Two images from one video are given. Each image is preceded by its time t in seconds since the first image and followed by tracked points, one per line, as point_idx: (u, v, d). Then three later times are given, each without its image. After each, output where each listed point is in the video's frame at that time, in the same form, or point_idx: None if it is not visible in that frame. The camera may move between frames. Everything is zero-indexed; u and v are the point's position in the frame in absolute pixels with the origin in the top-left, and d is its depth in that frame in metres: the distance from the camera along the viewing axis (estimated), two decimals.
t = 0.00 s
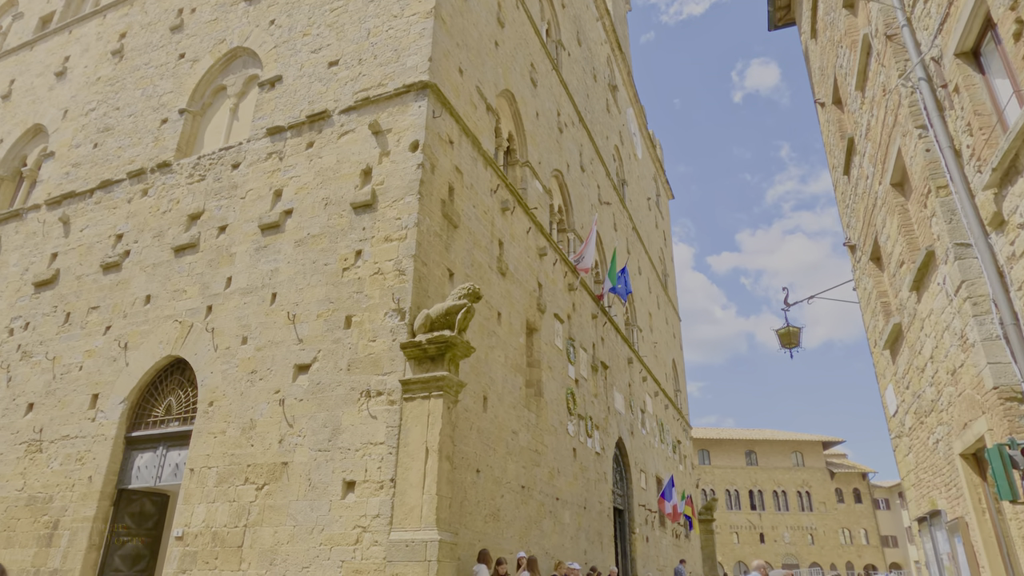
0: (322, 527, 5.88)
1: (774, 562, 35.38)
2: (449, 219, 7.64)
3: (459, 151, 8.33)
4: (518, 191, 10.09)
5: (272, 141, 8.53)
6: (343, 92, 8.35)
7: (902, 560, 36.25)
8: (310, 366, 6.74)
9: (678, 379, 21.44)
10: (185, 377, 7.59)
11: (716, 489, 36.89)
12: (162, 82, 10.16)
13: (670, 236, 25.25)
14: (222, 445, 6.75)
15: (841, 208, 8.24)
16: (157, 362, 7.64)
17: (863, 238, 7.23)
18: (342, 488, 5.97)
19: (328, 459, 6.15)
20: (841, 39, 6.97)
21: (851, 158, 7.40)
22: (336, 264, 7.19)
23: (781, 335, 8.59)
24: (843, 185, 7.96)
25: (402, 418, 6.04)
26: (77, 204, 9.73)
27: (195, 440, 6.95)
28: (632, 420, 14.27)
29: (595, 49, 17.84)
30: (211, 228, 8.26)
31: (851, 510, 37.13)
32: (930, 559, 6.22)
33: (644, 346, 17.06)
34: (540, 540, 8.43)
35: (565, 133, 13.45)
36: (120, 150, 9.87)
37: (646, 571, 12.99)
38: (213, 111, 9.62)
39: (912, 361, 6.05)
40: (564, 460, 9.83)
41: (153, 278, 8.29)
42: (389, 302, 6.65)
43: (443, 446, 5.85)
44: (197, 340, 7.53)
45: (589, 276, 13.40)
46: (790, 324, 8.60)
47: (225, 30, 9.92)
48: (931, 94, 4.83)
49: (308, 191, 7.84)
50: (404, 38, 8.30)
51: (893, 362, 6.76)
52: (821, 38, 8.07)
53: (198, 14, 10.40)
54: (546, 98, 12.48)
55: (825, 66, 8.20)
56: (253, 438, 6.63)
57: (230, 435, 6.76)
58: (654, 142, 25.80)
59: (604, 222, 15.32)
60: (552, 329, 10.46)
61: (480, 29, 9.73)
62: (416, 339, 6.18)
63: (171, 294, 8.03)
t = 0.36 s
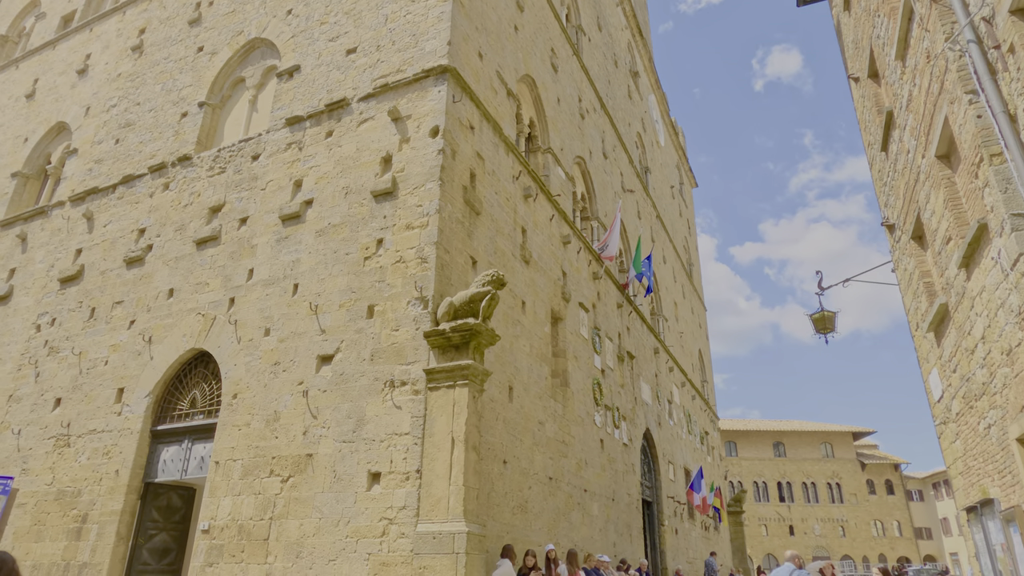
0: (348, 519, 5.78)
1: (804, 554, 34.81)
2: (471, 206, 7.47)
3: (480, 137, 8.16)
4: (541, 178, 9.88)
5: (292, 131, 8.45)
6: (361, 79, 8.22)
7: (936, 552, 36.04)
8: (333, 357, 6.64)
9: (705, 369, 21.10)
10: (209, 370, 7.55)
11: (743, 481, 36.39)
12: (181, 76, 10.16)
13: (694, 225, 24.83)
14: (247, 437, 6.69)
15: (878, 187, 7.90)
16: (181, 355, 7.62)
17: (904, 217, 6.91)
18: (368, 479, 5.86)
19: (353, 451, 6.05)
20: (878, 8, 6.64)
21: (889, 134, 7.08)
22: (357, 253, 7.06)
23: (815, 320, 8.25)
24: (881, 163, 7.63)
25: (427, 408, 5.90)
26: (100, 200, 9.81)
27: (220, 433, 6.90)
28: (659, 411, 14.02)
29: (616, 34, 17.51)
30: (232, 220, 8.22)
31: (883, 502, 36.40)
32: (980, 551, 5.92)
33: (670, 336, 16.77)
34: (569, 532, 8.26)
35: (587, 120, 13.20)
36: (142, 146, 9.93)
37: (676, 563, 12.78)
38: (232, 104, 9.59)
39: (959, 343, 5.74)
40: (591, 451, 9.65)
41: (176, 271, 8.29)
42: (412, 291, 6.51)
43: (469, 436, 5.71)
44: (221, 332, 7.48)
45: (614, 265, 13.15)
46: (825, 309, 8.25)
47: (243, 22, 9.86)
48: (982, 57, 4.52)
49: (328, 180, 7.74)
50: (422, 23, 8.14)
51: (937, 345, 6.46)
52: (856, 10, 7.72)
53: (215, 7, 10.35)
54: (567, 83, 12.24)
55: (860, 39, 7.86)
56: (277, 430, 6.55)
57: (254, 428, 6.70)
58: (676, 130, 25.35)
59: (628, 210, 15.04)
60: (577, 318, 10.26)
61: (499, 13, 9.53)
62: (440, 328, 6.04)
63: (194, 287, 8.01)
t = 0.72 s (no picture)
0: (370, 510, 5.65)
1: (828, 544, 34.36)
2: (491, 189, 7.27)
3: (499, 119, 7.94)
4: (561, 161, 9.64)
5: (307, 117, 8.30)
6: (376, 62, 8.04)
7: (965, 541, 35.44)
8: (353, 345, 6.49)
9: (727, 357, 20.76)
10: (228, 360, 7.45)
11: (766, 470, 35.95)
12: (195, 65, 10.06)
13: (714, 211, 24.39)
14: (267, 428, 6.58)
15: (915, 163, 7.55)
16: (200, 346, 7.54)
17: (945, 193, 6.58)
18: (390, 469, 5.72)
19: (374, 441, 5.91)
20: None
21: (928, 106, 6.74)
22: (375, 239, 6.89)
23: (848, 303, 7.87)
24: (919, 137, 7.29)
25: (449, 396, 5.74)
26: (117, 191, 9.78)
27: (240, 424, 6.80)
28: (682, 399, 13.77)
29: (634, 16, 17.13)
30: (249, 209, 8.12)
31: (910, 490, 35.77)
32: None
33: (692, 323, 16.47)
34: (594, 522, 8.08)
35: (607, 103, 12.90)
36: (157, 136, 9.86)
37: (701, 554, 12.56)
38: (246, 91, 9.47)
39: (1008, 323, 5.44)
40: (616, 440, 9.45)
41: (194, 262, 8.22)
42: (432, 276, 6.33)
43: (493, 424, 5.54)
44: (239, 322, 7.38)
45: (635, 251, 12.87)
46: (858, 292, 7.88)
47: (256, 8, 9.72)
48: None
49: (344, 166, 7.58)
50: (437, 3, 7.92)
51: (982, 326, 6.15)
52: None
53: None
54: (585, 65, 11.95)
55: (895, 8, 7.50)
56: (297, 420, 6.43)
57: (274, 418, 6.59)
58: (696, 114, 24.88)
59: (648, 195, 14.74)
60: (600, 304, 10.03)
61: None
62: (461, 314, 5.86)
63: (211, 277, 7.93)
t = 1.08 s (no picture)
0: (385, 494, 5.51)
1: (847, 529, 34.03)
2: (505, 166, 7.05)
3: (513, 94, 7.71)
4: (577, 139, 9.39)
5: (316, 96, 8.12)
6: (386, 37, 7.82)
7: (987, 526, 34.97)
8: (366, 327, 6.32)
9: (746, 341, 20.44)
10: (240, 344, 7.34)
11: (784, 456, 35.59)
12: (204, 47, 9.91)
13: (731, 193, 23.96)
14: (280, 411, 6.46)
15: (948, 133, 7.22)
16: (213, 329, 7.44)
17: (982, 162, 6.26)
18: (405, 453, 5.58)
19: (389, 424, 5.76)
20: None
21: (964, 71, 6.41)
22: (387, 219, 6.70)
23: (876, 280, 7.53)
24: (953, 105, 6.95)
25: (465, 377, 5.57)
26: (127, 176, 9.69)
27: (253, 408, 6.69)
28: (701, 383, 13.53)
29: None
30: (259, 190, 7.98)
31: (931, 475, 35.29)
32: None
33: (710, 306, 16.18)
34: (614, 507, 7.92)
35: (622, 80, 12.59)
36: (166, 119, 9.74)
37: (722, 539, 12.38)
38: (255, 72, 9.30)
39: None
40: (635, 424, 9.26)
41: (204, 245, 8.11)
42: (445, 255, 6.14)
43: (511, 405, 5.37)
44: (250, 305, 7.26)
45: (653, 232, 12.60)
46: (887, 268, 7.52)
47: None
48: None
49: (355, 145, 7.39)
50: None
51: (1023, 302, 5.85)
52: None
53: None
54: (600, 41, 11.64)
55: None
56: (311, 403, 6.30)
57: (287, 402, 6.46)
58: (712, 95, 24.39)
59: (665, 175, 14.42)
60: (617, 286, 9.80)
61: None
62: (476, 293, 5.67)
63: (222, 260, 7.81)
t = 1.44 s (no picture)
0: (394, 479, 5.35)
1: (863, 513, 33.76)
2: (515, 140, 6.80)
3: (522, 67, 7.44)
4: (588, 115, 9.11)
5: (320, 72, 7.89)
6: (391, 10, 7.56)
7: (1005, 510, 34.57)
8: (372, 308, 6.13)
9: (761, 324, 20.11)
10: (246, 327, 7.19)
11: (799, 440, 35.29)
12: (206, 26, 9.70)
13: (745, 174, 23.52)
14: (287, 395, 6.30)
15: (979, 99, 6.86)
16: (218, 313, 7.30)
17: (1018, 129, 5.93)
18: (414, 436, 5.41)
19: (398, 406, 5.59)
20: None
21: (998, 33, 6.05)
22: (393, 196, 6.49)
23: (901, 256, 7.17)
24: (985, 70, 6.59)
25: (475, 358, 5.37)
26: (131, 159, 9.55)
27: (259, 391, 6.54)
28: (716, 365, 13.28)
29: None
30: (263, 170, 7.80)
31: (948, 459, 34.89)
32: None
33: (725, 288, 15.88)
34: (629, 491, 7.74)
35: (634, 56, 12.24)
36: (169, 101, 9.56)
37: (737, 523, 12.20)
38: (258, 50, 9.09)
39: None
40: (649, 407, 9.05)
41: (209, 227, 7.96)
42: (453, 233, 5.92)
43: (523, 387, 5.17)
44: (255, 288, 7.10)
45: (667, 212, 12.29)
46: (913, 244, 7.16)
47: None
48: None
49: (360, 121, 7.17)
50: None
51: None
52: None
53: None
54: (611, 15, 11.29)
55: None
56: (317, 386, 6.14)
57: (293, 385, 6.31)
58: (725, 74, 23.89)
59: (679, 154, 14.09)
60: (631, 266, 9.55)
61: None
62: (486, 271, 5.46)
63: (227, 243, 7.66)
